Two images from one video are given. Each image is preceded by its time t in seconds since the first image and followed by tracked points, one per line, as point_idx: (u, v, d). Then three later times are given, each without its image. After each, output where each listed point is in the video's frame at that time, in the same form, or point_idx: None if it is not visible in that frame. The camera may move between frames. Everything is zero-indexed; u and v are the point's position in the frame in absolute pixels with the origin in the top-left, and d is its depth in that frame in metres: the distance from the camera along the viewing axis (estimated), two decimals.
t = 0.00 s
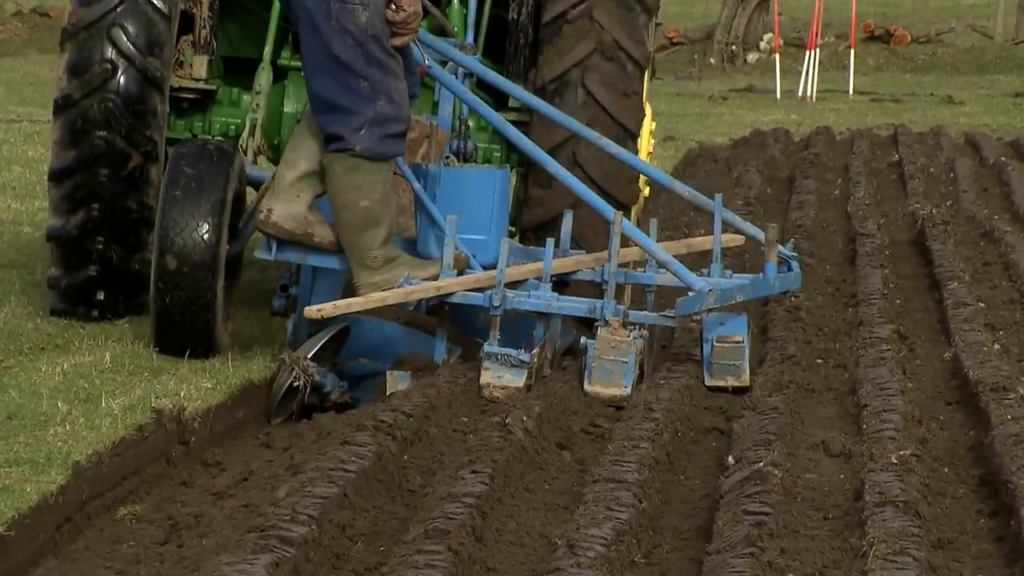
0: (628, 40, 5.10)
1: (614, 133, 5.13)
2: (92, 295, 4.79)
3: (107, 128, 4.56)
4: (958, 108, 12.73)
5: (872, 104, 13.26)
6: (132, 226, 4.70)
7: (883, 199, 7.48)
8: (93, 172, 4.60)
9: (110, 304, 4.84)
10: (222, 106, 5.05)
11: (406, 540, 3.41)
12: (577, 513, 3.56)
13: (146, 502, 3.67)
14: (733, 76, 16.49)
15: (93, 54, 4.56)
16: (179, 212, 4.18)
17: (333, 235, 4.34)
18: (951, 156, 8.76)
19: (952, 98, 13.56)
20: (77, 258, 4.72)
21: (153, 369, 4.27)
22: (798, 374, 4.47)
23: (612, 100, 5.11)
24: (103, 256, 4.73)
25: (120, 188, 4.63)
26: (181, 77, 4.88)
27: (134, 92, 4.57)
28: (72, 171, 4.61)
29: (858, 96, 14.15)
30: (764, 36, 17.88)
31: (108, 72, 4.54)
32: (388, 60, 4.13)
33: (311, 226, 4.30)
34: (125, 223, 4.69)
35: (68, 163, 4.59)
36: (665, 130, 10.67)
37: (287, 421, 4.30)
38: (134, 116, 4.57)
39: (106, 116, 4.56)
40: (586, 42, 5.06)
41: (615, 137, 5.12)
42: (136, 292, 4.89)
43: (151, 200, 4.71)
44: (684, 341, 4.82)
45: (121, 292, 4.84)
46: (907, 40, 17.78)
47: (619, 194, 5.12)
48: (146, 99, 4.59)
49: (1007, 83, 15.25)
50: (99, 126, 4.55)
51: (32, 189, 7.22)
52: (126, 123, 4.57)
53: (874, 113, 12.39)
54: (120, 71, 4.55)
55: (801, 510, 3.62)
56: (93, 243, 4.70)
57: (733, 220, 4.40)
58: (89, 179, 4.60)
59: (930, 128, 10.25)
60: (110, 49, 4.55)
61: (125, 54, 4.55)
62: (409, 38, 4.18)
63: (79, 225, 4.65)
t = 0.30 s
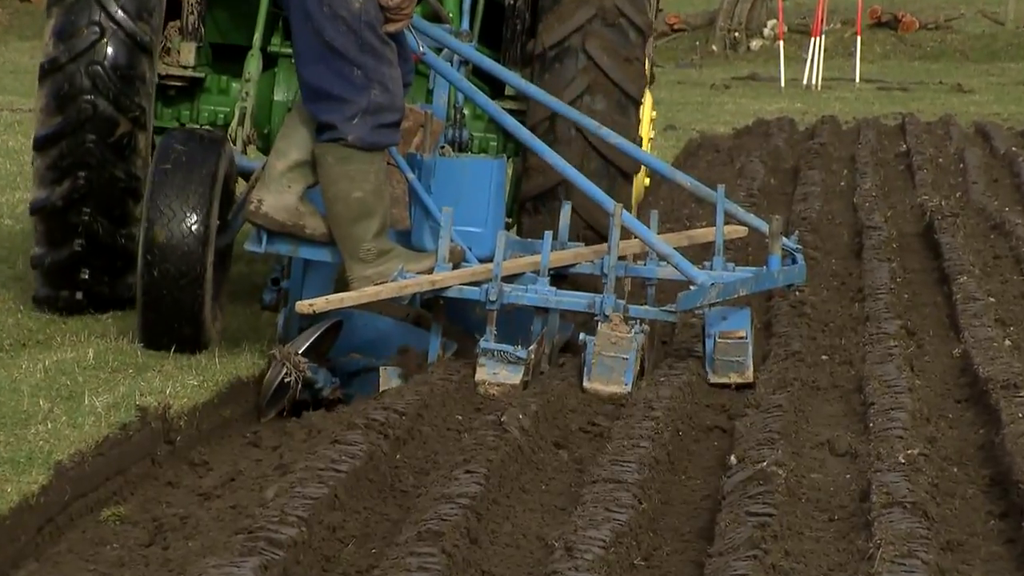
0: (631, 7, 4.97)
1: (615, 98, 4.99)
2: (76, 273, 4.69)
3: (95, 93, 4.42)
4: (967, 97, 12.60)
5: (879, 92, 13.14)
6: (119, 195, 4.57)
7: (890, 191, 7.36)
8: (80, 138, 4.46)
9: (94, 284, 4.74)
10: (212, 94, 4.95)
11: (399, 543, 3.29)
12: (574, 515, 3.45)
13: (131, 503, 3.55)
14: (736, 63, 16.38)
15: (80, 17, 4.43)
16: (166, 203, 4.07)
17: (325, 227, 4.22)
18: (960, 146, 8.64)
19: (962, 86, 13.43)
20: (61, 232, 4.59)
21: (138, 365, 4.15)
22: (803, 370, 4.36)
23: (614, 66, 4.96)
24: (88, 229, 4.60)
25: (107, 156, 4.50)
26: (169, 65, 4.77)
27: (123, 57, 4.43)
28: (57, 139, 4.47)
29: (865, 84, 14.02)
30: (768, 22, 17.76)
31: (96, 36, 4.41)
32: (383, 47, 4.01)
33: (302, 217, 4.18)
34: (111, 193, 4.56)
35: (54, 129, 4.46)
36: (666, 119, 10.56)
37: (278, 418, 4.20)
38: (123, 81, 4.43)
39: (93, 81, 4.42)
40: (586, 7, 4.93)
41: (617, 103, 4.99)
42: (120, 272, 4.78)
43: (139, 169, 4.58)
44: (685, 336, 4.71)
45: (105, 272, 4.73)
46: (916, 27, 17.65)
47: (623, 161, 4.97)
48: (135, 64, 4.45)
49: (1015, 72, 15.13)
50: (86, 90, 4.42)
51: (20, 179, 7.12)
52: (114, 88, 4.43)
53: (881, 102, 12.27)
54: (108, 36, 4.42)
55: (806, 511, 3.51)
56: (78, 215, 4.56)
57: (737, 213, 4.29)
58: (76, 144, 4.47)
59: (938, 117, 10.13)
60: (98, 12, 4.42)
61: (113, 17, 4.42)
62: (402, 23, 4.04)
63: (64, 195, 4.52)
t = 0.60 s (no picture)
0: None
1: (618, 64, 4.89)
2: (60, 249, 4.54)
3: (82, 56, 4.31)
4: (977, 87, 12.47)
5: (886, 82, 13.01)
6: (104, 164, 4.44)
7: (898, 183, 7.25)
8: (66, 103, 4.34)
9: (79, 261, 4.59)
10: (201, 82, 4.88)
11: (390, 547, 3.18)
12: (572, 518, 3.33)
13: (114, 507, 3.44)
14: (740, 52, 16.25)
15: None
16: (151, 198, 3.96)
17: (317, 221, 4.11)
18: (970, 137, 8.53)
19: (972, 75, 13.31)
20: (45, 204, 4.45)
21: (121, 364, 4.03)
22: (809, 369, 4.24)
23: (616, 31, 4.88)
24: (73, 200, 4.45)
25: (94, 121, 4.37)
26: (157, 53, 4.76)
27: (110, 20, 4.33)
28: (42, 105, 4.35)
29: (871, 73, 13.89)
30: (772, 11, 17.63)
31: None
32: (378, 35, 3.89)
33: (292, 210, 4.07)
34: (98, 160, 4.43)
35: (39, 94, 4.34)
36: (667, 110, 10.43)
37: (268, 417, 4.11)
38: (110, 43, 4.33)
39: (80, 44, 4.31)
40: None
41: (619, 69, 4.88)
42: (106, 251, 4.63)
43: (126, 137, 4.47)
44: (686, 333, 4.59)
45: (90, 250, 4.58)
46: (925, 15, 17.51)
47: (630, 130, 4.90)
48: (123, 30, 4.36)
49: None
50: (73, 52, 4.31)
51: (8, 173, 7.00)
52: (101, 51, 4.32)
53: (888, 92, 12.15)
54: None
55: (810, 514, 3.40)
56: (63, 184, 4.43)
57: (740, 205, 4.17)
58: (61, 110, 4.34)
59: (946, 108, 10.01)
60: None
61: None
62: (395, 11, 3.95)
63: (49, 163, 4.39)
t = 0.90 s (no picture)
0: None
1: (620, 30, 4.87)
2: (45, 221, 4.39)
3: (72, 17, 4.18)
4: (986, 77, 12.37)
5: (891, 72, 12.89)
6: (91, 130, 4.30)
7: (905, 176, 7.14)
8: (54, 66, 4.19)
9: (64, 235, 4.44)
10: (189, 71, 4.83)
11: (382, 551, 3.07)
12: (569, 521, 3.23)
13: (96, 510, 3.33)
14: (741, 41, 16.13)
15: None
16: (136, 192, 3.85)
17: (309, 213, 3.99)
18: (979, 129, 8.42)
19: (982, 64, 13.19)
20: (31, 172, 4.30)
21: (104, 362, 3.92)
22: (813, 367, 4.14)
23: None
24: (60, 167, 4.30)
25: (83, 86, 4.23)
26: (144, 41, 4.70)
27: None
28: (28, 69, 4.21)
29: (878, 63, 13.78)
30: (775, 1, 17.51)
31: None
32: (380, 23, 3.81)
33: (284, 202, 3.95)
34: (86, 127, 4.29)
35: (26, 57, 4.20)
36: (668, 100, 10.32)
37: (258, 416, 4.01)
38: (101, 8, 4.21)
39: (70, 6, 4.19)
40: None
41: (622, 34, 4.86)
42: (92, 225, 4.49)
43: (115, 104, 4.34)
44: (685, 330, 4.49)
45: (76, 224, 4.44)
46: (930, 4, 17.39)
47: (630, 93, 4.84)
48: None
49: None
50: (63, 16, 4.18)
51: None
52: (92, 13, 4.20)
53: (893, 82, 12.04)
54: None
55: (815, 517, 3.29)
56: (50, 151, 4.27)
57: (743, 199, 4.08)
58: (49, 73, 4.20)
59: (953, 99, 9.90)
60: None
61: None
62: None
63: (36, 128, 4.24)
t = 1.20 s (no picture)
0: None
1: None
2: (27, 194, 4.26)
3: None
4: (994, 69, 12.26)
5: (895, 64, 12.79)
6: (76, 95, 4.22)
7: (909, 170, 7.04)
8: (38, 30, 4.12)
9: (47, 210, 4.31)
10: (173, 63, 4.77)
11: (369, 557, 2.97)
12: (563, 527, 3.13)
13: (76, 515, 3.23)
14: (742, 32, 16.02)
15: None
16: (121, 185, 3.76)
17: (299, 207, 3.89)
18: (986, 122, 8.32)
19: (989, 57, 13.08)
20: (14, 141, 4.17)
21: (85, 363, 3.82)
22: (815, 368, 4.04)
23: None
24: (43, 136, 4.19)
25: (68, 51, 4.16)
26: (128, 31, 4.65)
27: None
28: (10, 35, 4.10)
29: (883, 55, 13.67)
30: None
31: None
32: (383, 14, 3.71)
33: (273, 196, 3.85)
34: (71, 93, 4.21)
35: (10, 23, 4.09)
36: (668, 94, 10.22)
37: (246, 418, 3.92)
38: None
39: None
40: None
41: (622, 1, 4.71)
42: (75, 201, 4.37)
43: (99, 72, 4.27)
44: (684, 329, 4.40)
45: (60, 199, 4.32)
46: None
47: (630, 61, 4.68)
48: None
49: None
50: None
51: None
52: None
53: (896, 75, 11.94)
54: None
55: (817, 522, 3.19)
56: (33, 120, 4.17)
57: (744, 194, 3.98)
58: (33, 38, 4.11)
59: (958, 92, 9.80)
60: None
61: None
62: None
63: (19, 95, 4.13)
